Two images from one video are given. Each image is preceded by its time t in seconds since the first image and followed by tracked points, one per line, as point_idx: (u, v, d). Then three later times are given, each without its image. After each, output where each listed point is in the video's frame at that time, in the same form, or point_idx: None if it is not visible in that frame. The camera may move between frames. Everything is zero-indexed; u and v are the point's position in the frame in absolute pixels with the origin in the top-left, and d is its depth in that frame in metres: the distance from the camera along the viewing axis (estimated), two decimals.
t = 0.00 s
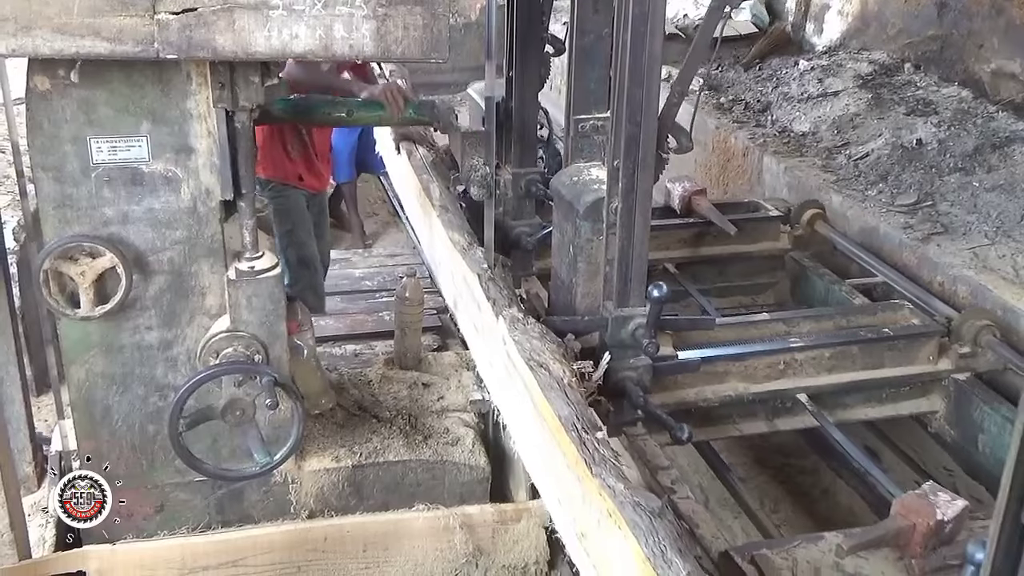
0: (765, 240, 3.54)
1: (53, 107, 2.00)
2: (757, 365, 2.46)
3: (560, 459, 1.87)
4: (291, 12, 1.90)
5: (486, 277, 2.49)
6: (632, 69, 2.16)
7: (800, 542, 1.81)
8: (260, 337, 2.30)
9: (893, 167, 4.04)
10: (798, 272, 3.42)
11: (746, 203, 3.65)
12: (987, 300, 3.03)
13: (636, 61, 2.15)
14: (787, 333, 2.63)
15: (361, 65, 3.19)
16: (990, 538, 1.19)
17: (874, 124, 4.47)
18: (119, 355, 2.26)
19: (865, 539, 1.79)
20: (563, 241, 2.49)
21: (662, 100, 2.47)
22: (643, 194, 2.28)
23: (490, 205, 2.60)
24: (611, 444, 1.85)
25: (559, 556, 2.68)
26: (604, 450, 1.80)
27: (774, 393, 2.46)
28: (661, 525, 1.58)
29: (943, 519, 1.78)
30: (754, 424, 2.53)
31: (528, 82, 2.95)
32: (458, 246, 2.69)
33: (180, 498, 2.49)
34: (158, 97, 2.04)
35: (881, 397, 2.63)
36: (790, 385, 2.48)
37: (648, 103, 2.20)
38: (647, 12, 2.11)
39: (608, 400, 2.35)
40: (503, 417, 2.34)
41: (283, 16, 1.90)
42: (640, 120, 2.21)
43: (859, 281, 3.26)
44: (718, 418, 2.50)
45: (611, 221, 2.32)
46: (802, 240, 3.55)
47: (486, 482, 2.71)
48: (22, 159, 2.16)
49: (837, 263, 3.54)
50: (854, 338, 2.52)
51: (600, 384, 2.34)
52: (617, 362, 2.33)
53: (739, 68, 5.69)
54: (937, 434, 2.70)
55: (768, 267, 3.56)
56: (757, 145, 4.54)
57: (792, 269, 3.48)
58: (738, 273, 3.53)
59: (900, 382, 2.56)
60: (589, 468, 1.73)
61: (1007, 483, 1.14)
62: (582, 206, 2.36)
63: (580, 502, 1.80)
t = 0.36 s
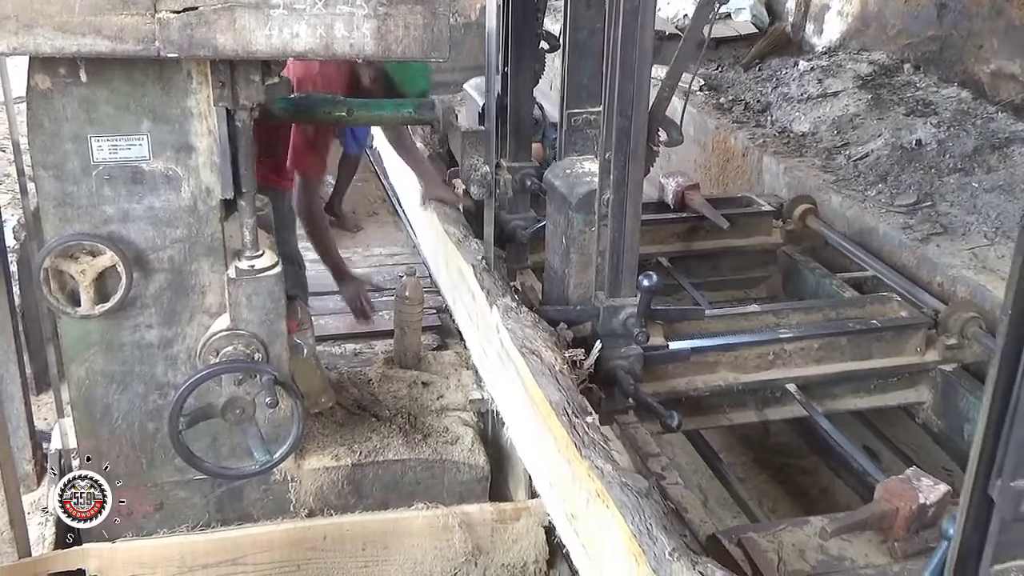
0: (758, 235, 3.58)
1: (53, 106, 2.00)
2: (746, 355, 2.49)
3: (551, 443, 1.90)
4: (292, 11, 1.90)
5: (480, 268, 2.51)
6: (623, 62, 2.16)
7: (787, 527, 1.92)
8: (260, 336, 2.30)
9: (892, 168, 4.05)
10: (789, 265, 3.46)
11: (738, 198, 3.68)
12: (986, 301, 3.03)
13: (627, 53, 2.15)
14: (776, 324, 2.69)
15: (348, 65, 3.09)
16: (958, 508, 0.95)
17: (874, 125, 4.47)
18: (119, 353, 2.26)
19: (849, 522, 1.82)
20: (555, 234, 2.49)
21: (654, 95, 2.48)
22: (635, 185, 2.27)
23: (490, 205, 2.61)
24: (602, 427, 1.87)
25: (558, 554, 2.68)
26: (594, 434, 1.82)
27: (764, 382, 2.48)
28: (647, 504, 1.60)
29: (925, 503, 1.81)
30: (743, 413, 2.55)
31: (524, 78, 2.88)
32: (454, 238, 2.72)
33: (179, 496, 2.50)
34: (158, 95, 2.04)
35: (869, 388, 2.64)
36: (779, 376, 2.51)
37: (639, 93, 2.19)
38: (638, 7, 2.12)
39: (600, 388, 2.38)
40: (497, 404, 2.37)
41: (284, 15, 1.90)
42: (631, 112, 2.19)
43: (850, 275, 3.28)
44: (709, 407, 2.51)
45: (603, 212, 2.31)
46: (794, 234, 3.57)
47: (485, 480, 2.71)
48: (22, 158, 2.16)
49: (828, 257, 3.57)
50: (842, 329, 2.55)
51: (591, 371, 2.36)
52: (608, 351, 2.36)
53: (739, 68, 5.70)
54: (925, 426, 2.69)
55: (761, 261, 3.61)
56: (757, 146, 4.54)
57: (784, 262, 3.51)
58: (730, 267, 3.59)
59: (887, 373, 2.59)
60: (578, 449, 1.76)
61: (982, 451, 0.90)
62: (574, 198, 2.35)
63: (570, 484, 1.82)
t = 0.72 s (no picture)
0: (750, 230, 3.59)
1: (53, 105, 2.00)
2: (736, 346, 2.49)
3: (542, 428, 1.91)
4: (292, 11, 1.90)
5: (474, 258, 2.52)
6: (614, 55, 2.15)
7: (772, 511, 1.96)
8: (260, 335, 2.30)
9: (893, 170, 4.04)
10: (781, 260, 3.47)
11: (731, 194, 3.70)
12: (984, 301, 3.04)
13: (619, 48, 2.15)
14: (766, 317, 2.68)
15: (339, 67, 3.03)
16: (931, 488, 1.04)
17: (874, 127, 4.47)
18: (119, 352, 2.26)
19: (833, 506, 1.89)
20: (547, 226, 2.41)
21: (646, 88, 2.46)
22: (626, 178, 2.26)
23: (490, 206, 2.61)
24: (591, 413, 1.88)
25: (558, 555, 2.68)
26: (583, 418, 1.83)
27: (755, 373, 2.50)
28: (634, 485, 1.61)
29: (907, 488, 1.88)
30: (733, 403, 2.58)
31: (519, 74, 2.69)
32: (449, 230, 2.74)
33: (178, 496, 2.49)
34: (159, 94, 2.04)
35: (857, 378, 2.65)
36: (769, 367, 2.52)
37: (629, 86, 2.18)
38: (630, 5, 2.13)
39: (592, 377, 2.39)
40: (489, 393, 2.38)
41: (285, 15, 1.90)
42: (622, 106, 2.19)
43: (841, 269, 3.28)
44: (699, 397, 2.54)
45: (594, 205, 2.29)
46: (786, 229, 3.61)
47: (484, 481, 2.71)
48: (22, 157, 2.16)
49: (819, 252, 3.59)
50: (831, 321, 2.55)
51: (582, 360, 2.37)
52: (600, 340, 2.36)
53: (739, 70, 5.70)
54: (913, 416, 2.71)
55: (752, 256, 3.62)
56: (756, 147, 4.53)
57: (776, 257, 3.53)
58: (722, 262, 3.59)
59: (873, 364, 2.60)
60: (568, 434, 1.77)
61: (943, 424, 0.99)
62: (566, 189, 2.29)
63: (560, 466, 1.83)
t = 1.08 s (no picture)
0: (744, 225, 3.63)
1: (54, 104, 2.00)
2: (728, 338, 2.52)
3: (535, 415, 1.98)
4: (293, 11, 1.90)
5: (471, 253, 2.66)
6: (609, 48, 2.14)
7: (761, 498, 1.96)
8: (260, 335, 2.30)
9: (894, 170, 4.05)
10: (775, 256, 3.48)
11: (725, 189, 3.70)
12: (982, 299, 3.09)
13: (611, 43, 2.14)
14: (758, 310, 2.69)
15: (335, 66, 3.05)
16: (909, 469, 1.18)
17: (874, 127, 4.47)
18: (119, 352, 2.26)
19: (819, 493, 1.90)
20: (541, 220, 2.40)
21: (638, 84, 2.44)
22: (619, 172, 2.26)
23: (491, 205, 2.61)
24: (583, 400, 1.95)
25: (558, 555, 2.68)
26: (576, 406, 1.89)
27: (747, 365, 2.51)
28: (623, 469, 1.68)
29: (895, 476, 1.90)
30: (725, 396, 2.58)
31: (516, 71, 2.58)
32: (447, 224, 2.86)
33: (178, 495, 2.50)
34: (160, 94, 2.04)
35: (848, 371, 2.65)
36: (761, 359, 2.54)
37: (621, 75, 2.18)
38: None
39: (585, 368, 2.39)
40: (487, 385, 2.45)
41: (286, 15, 1.90)
42: (615, 101, 2.19)
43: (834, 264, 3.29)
44: (692, 389, 2.53)
45: (588, 198, 2.28)
46: (780, 224, 3.66)
47: (485, 481, 2.71)
48: (23, 156, 2.16)
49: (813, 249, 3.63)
50: (822, 314, 2.58)
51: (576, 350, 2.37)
52: (593, 331, 2.37)
53: (739, 70, 5.70)
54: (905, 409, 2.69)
55: (747, 251, 3.63)
56: (757, 148, 4.53)
57: (770, 252, 3.54)
58: (717, 256, 3.60)
59: (864, 356, 2.61)
60: (560, 419, 1.83)
61: (926, 406, 1.13)
62: (561, 182, 2.29)
63: (552, 453, 1.89)
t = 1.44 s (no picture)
0: (738, 220, 3.63)
1: (54, 104, 2.00)
2: (721, 330, 2.55)
3: (529, 404, 1.98)
4: (293, 11, 1.90)
5: (467, 246, 2.66)
6: (600, 45, 2.17)
7: (751, 486, 2.01)
8: (260, 335, 2.30)
9: (894, 170, 4.04)
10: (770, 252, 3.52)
11: (720, 185, 3.71)
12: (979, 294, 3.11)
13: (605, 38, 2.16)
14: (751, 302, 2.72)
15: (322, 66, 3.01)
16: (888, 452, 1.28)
17: (874, 127, 4.48)
18: (119, 352, 2.26)
19: (809, 480, 1.89)
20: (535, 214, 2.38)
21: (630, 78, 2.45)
22: (612, 166, 2.26)
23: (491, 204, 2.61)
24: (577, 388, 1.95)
25: (558, 556, 2.68)
26: (569, 394, 1.90)
27: (739, 357, 2.54)
28: (615, 454, 1.68)
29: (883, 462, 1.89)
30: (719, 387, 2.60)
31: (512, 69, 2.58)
32: (441, 216, 2.86)
33: (179, 495, 2.49)
34: (160, 94, 2.04)
35: (839, 363, 2.68)
36: (753, 351, 2.56)
37: (613, 74, 2.19)
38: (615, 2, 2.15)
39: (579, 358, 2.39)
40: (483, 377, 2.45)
41: (286, 15, 1.90)
42: (608, 96, 2.19)
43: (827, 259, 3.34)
44: (685, 380, 2.56)
45: (581, 191, 2.29)
46: (774, 220, 3.65)
47: (485, 481, 2.71)
48: (23, 156, 2.16)
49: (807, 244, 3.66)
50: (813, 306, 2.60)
51: (571, 341, 2.37)
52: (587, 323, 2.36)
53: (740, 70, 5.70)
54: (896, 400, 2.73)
55: (742, 246, 3.64)
56: (757, 148, 4.52)
57: (765, 248, 3.58)
58: (712, 252, 3.61)
59: (855, 348, 2.64)
60: (553, 407, 1.84)
61: (905, 384, 1.22)
62: (555, 176, 2.27)
63: (545, 440, 1.90)
